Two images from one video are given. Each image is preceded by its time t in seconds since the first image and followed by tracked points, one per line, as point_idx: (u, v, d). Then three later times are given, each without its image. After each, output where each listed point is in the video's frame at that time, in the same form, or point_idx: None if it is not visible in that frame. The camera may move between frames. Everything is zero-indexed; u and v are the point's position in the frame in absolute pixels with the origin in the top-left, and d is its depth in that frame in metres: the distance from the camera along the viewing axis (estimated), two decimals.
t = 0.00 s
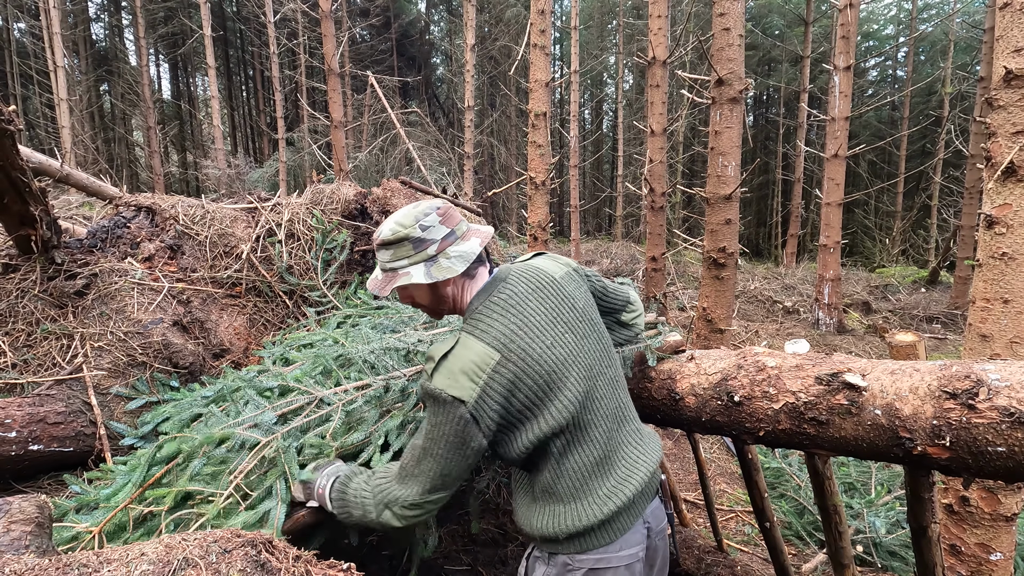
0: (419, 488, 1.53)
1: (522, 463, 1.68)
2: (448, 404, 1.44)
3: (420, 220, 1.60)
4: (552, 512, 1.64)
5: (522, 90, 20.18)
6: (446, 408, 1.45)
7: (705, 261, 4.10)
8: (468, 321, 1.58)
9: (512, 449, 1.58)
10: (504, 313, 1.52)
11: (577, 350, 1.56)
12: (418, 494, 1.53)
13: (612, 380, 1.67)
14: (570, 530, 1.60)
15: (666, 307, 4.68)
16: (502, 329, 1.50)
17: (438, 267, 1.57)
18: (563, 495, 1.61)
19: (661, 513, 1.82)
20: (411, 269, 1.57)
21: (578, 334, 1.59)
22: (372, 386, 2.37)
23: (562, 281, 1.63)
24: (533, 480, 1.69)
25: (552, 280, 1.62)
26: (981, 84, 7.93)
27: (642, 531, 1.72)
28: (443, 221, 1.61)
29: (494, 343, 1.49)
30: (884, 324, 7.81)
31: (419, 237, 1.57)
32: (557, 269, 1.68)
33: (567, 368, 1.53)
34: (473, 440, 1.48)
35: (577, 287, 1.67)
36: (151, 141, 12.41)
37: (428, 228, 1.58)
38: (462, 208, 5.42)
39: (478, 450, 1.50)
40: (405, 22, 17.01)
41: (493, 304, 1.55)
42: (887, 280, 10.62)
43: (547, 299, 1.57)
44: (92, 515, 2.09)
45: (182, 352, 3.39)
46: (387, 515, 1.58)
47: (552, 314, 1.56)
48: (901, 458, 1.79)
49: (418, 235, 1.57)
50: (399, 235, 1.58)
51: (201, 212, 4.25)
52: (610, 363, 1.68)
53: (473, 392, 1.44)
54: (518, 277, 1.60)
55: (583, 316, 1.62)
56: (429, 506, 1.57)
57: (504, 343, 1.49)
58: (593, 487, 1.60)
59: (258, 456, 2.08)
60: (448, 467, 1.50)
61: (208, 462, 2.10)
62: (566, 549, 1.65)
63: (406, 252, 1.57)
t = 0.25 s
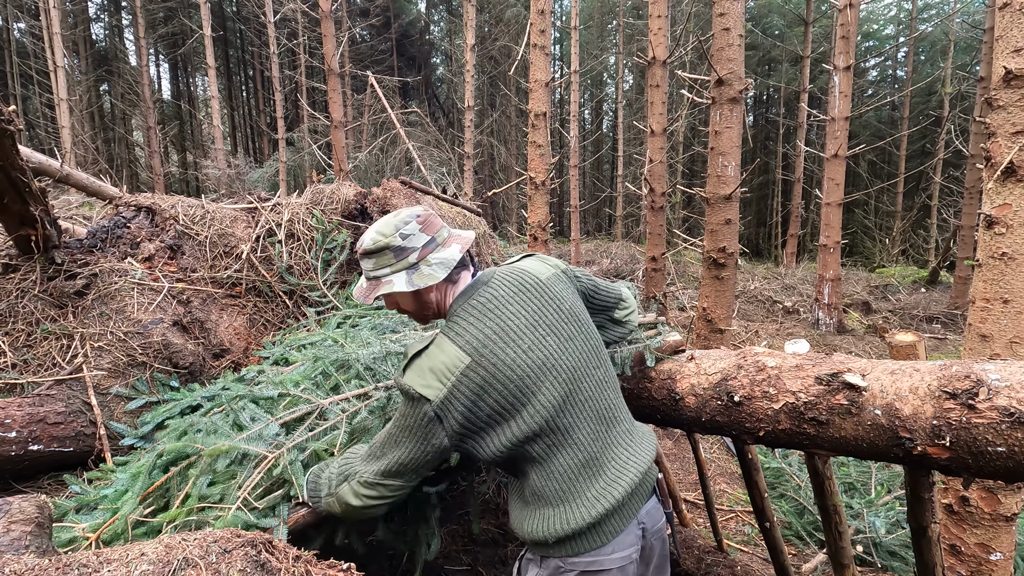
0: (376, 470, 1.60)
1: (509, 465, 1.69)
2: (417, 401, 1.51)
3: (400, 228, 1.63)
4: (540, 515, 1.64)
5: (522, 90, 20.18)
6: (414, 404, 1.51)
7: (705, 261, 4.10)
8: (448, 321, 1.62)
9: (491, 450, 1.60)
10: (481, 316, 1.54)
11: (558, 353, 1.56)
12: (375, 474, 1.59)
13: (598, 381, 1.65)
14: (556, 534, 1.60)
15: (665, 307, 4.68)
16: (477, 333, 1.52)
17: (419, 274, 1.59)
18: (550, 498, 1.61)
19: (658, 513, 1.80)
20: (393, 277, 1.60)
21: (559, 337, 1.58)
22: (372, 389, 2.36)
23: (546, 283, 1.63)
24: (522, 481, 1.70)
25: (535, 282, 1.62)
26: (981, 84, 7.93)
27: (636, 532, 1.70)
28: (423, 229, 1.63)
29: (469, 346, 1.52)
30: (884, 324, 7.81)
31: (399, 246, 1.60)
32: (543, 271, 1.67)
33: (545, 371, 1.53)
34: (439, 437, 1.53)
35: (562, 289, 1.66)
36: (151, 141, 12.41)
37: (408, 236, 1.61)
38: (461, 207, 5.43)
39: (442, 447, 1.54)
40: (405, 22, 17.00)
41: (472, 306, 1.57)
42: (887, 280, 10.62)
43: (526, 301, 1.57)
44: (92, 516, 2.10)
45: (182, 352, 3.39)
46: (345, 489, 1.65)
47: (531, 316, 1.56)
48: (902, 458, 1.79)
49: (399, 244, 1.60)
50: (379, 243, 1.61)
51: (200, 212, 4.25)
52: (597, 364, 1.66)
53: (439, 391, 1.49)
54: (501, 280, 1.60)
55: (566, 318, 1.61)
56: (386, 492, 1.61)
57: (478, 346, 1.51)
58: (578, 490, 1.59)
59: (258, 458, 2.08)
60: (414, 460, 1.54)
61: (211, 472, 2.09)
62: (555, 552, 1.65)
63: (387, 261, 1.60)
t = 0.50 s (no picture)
0: (412, 490, 1.47)
1: (500, 462, 1.68)
2: (424, 390, 1.45)
3: (404, 210, 1.62)
4: (527, 514, 1.64)
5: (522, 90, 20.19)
6: (422, 395, 1.45)
7: (705, 260, 4.10)
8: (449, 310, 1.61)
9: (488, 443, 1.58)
10: (484, 306, 1.54)
11: (557, 350, 1.56)
12: (410, 499, 1.47)
13: (594, 382, 1.65)
14: (542, 533, 1.59)
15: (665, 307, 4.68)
16: (481, 322, 1.51)
17: (422, 257, 1.59)
18: (537, 497, 1.61)
19: (645, 517, 1.79)
20: (395, 258, 1.59)
21: (560, 334, 1.58)
22: (372, 388, 2.36)
23: (549, 278, 1.64)
24: (512, 480, 1.69)
25: (539, 277, 1.62)
26: (981, 84, 7.93)
27: (621, 535, 1.69)
28: (427, 212, 1.63)
29: (473, 334, 1.50)
30: (884, 324, 7.82)
31: (402, 227, 1.60)
32: (547, 267, 1.68)
33: (544, 366, 1.53)
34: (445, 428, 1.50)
35: (564, 287, 1.66)
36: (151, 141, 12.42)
37: (411, 218, 1.60)
38: (461, 207, 5.43)
39: (460, 438, 1.48)
40: (405, 22, 17.00)
41: (475, 295, 1.56)
42: (887, 280, 10.63)
43: (529, 295, 1.57)
44: (93, 515, 2.10)
45: (182, 352, 3.39)
46: (377, 528, 1.51)
47: (533, 310, 1.55)
48: (901, 458, 1.79)
49: (402, 226, 1.60)
50: (383, 225, 1.60)
51: (200, 212, 4.25)
52: (594, 365, 1.67)
53: (449, 377, 1.45)
54: (504, 273, 1.61)
55: (568, 316, 1.61)
56: (424, 514, 1.50)
57: (480, 336, 1.50)
58: (567, 490, 1.59)
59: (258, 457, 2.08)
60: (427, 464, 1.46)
61: (211, 470, 2.10)
62: (540, 553, 1.64)
63: (390, 242, 1.60)
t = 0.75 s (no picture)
0: (430, 493, 1.47)
1: (503, 465, 1.67)
2: (436, 393, 1.42)
3: (411, 201, 1.59)
4: (528, 517, 1.64)
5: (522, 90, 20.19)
6: (435, 399, 1.42)
7: (705, 260, 4.09)
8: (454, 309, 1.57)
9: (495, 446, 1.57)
10: (493, 305, 1.52)
11: (564, 351, 1.56)
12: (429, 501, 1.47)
13: (598, 384, 1.67)
14: (546, 536, 1.59)
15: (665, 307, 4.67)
16: (491, 322, 1.49)
17: (428, 250, 1.58)
18: (540, 501, 1.61)
19: (642, 519, 1.81)
20: (400, 251, 1.57)
21: (566, 335, 1.58)
22: (372, 389, 2.35)
23: (557, 278, 1.64)
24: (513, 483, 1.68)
25: (546, 277, 1.62)
26: (981, 84, 7.93)
27: (619, 538, 1.70)
28: (434, 205, 1.60)
29: (482, 333, 1.47)
30: (884, 324, 7.82)
31: (409, 219, 1.57)
32: (553, 266, 1.68)
33: (554, 367, 1.53)
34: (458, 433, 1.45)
35: (570, 288, 1.66)
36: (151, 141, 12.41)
37: (418, 210, 1.58)
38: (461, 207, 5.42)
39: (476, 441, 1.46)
40: (405, 22, 16.99)
41: (482, 294, 1.54)
42: (887, 280, 10.63)
43: (538, 295, 1.56)
44: (92, 515, 2.10)
45: (181, 352, 3.39)
46: (401, 536, 1.50)
47: (542, 310, 1.55)
48: (901, 458, 1.79)
49: (409, 217, 1.57)
50: (389, 216, 1.58)
51: (200, 212, 4.25)
52: (598, 367, 1.68)
53: (460, 381, 1.41)
54: (511, 271, 1.59)
55: (575, 316, 1.62)
56: (443, 513, 1.49)
57: (491, 336, 1.47)
58: (571, 493, 1.60)
59: (257, 457, 2.08)
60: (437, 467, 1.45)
61: (210, 470, 2.10)
62: (541, 555, 1.64)
63: (395, 234, 1.58)
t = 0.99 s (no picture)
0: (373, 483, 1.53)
1: (497, 470, 1.69)
2: (410, 402, 1.47)
3: (397, 210, 1.59)
4: (523, 524, 1.65)
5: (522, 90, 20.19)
6: (408, 406, 1.47)
7: (705, 261, 4.09)
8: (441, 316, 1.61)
9: (478, 453, 1.60)
10: (477, 313, 1.53)
11: (554, 357, 1.55)
12: (371, 491, 1.51)
13: (595, 389, 1.63)
14: (538, 543, 1.60)
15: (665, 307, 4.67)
16: (472, 331, 1.51)
17: (414, 259, 1.57)
18: (533, 507, 1.61)
19: (645, 529, 1.78)
20: (388, 260, 1.57)
21: (556, 341, 1.56)
22: (371, 390, 2.35)
23: (551, 281, 1.63)
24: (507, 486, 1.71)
25: (538, 282, 1.60)
26: (980, 84, 7.93)
27: (619, 547, 1.69)
28: (421, 212, 1.60)
29: (461, 344, 1.50)
30: (884, 324, 7.82)
31: (395, 228, 1.57)
32: (547, 269, 1.66)
33: (540, 374, 1.52)
34: (433, 439, 1.50)
35: (564, 291, 1.64)
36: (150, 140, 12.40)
37: (404, 218, 1.58)
38: (461, 207, 5.42)
39: (438, 449, 1.52)
40: (405, 22, 16.99)
41: (468, 301, 1.56)
42: (887, 280, 10.63)
43: (527, 300, 1.56)
44: (92, 515, 2.10)
45: (182, 352, 3.39)
46: (336, 513, 1.56)
47: (530, 315, 1.55)
48: (901, 458, 1.79)
49: (395, 226, 1.57)
50: (375, 225, 1.58)
51: (200, 212, 4.25)
52: (597, 371, 1.65)
53: (434, 389, 1.47)
54: (500, 277, 1.60)
55: (569, 321, 1.60)
56: (383, 507, 1.55)
57: (471, 344, 1.49)
58: (563, 501, 1.59)
59: (258, 458, 2.08)
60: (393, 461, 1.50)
61: (210, 471, 2.10)
62: (535, 562, 1.66)
63: (383, 243, 1.58)
